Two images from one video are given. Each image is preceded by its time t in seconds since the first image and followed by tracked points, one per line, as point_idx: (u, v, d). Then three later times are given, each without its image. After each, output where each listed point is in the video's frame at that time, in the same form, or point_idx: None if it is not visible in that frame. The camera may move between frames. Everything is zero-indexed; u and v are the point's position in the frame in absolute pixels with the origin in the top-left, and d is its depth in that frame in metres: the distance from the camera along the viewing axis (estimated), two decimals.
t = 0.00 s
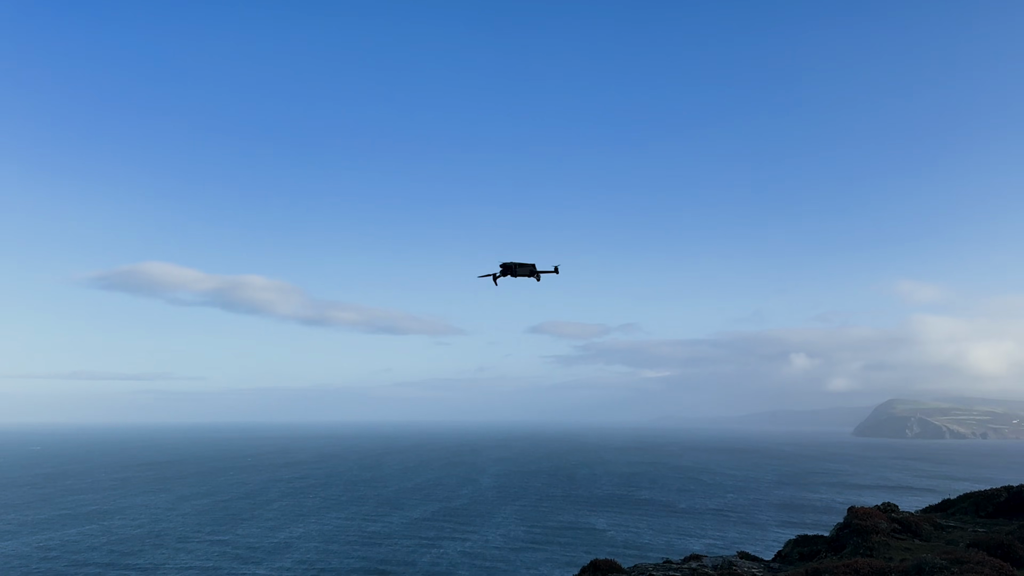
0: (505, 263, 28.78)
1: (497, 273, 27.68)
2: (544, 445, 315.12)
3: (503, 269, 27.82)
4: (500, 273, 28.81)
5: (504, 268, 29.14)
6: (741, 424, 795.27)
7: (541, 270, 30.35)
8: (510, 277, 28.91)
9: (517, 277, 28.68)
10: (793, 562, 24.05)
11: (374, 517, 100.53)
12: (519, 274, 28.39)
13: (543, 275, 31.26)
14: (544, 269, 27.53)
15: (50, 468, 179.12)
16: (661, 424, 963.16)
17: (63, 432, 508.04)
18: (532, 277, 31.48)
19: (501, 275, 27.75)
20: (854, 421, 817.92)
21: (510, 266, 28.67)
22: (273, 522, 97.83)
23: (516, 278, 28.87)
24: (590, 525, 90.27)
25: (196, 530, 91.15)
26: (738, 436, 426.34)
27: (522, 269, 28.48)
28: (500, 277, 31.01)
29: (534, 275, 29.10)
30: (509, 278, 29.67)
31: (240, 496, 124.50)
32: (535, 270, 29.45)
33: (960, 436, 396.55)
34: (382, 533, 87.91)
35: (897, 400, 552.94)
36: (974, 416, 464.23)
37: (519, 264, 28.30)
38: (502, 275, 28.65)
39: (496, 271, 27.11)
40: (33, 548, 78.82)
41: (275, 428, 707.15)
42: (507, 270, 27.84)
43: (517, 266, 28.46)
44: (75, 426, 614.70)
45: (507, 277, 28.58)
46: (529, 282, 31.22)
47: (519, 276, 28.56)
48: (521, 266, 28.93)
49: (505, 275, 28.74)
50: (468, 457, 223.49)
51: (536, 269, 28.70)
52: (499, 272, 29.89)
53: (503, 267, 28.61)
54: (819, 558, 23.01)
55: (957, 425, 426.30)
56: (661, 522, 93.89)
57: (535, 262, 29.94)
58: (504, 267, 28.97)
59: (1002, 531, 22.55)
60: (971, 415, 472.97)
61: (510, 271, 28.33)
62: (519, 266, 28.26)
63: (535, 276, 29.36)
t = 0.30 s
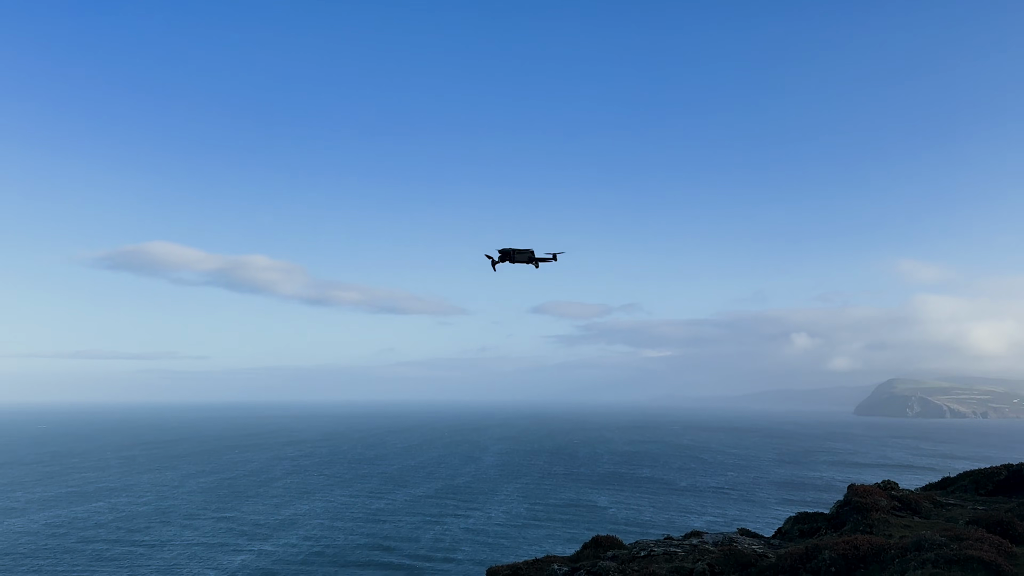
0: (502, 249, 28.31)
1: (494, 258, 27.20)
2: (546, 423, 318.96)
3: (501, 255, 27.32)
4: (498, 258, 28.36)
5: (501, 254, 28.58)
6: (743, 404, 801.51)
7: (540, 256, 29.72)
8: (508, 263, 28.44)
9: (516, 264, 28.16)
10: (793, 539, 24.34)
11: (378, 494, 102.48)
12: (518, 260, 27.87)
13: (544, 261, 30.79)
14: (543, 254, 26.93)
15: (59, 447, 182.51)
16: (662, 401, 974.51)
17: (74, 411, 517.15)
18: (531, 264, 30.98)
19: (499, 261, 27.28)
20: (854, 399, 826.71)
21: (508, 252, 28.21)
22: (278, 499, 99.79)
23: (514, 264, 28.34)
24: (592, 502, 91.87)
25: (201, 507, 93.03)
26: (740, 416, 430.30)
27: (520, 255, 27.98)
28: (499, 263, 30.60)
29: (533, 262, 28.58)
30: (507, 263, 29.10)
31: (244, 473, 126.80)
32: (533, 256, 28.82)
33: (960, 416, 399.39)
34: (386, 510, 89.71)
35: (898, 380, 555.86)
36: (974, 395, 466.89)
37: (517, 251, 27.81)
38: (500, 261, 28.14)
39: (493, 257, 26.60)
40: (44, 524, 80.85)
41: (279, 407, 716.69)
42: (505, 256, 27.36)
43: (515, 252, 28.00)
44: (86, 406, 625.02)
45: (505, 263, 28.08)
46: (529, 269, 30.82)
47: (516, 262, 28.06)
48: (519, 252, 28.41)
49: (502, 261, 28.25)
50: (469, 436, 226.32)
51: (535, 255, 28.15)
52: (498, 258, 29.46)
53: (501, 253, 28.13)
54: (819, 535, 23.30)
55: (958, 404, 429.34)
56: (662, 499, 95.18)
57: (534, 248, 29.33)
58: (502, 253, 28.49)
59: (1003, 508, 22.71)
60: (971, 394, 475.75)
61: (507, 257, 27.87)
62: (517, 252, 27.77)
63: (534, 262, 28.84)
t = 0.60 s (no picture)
0: (503, 240, 27.76)
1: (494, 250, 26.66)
2: (549, 406, 321.48)
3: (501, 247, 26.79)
4: (498, 250, 27.82)
5: (502, 246, 27.94)
6: (746, 386, 805.01)
7: (542, 248, 28.95)
8: (509, 254, 27.91)
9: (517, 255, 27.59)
10: (796, 521, 24.56)
11: (382, 476, 103.91)
12: (519, 252, 27.31)
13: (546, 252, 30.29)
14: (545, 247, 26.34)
15: (66, 430, 184.55)
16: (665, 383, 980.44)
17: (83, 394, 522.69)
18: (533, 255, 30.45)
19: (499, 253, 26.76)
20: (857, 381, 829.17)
21: (508, 243, 27.62)
22: (283, 480, 101.32)
23: (515, 256, 27.73)
24: (595, 485, 92.88)
25: (207, 488, 94.64)
26: (741, 398, 432.53)
27: (521, 246, 27.36)
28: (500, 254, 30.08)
29: (535, 254, 28.04)
30: (508, 255, 28.46)
31: (250, 455, 128.69)
32: (535, 249, 28.13)
33: (962, 399, 400.31)
34: (390, 492, 90.98)
35: (901, 362, 556.78)
36: (977, 378, 467.53)
37: (518, 242, 27.22)
38: (501, 253, 27.58)
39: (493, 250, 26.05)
40: (53, 505, 82.31)
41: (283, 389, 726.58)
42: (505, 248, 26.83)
43: (516, 244, 27.40)
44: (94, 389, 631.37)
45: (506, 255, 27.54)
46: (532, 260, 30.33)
47: (518, 254, 27.49)
48: (519, 243, 27.85)
49: (503, 252, 27.70)
50: (472, 418, 228.44)
51: (537, 247, 27.53)
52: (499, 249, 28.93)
53: (502, 245, 27.57)
54: (821, 516, 23.50)
55: (961, 387, 429.99)
56: (665, 481, 96.16)
57: (535, 240, 28.60)
58: (503, 245, 27.92)
59: (1005, 490, 22.82)
60: (975, 377, 476.31)
61: (508, 248, 27.34)
62: (518, 243, 27.24)
63: (536, 254, 28.31)
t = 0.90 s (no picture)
0: (504, 233, 27.42)
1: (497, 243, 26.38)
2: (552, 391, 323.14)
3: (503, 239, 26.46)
4: (499, 243, 27.46)
5: (505, 238, 27.67)
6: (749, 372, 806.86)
7: (544, 240, 28.69)
8: (511, 247, 27.63)
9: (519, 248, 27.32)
10: (798, 506, 24.69)
11: (387, 461, 105.13)
12: (521, 244, 26.99)
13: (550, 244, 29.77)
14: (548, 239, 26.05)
15: (74, 415, 186.72)
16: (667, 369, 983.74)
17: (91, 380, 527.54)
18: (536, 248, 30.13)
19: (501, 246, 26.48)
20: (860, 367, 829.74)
21: (510, 236, 27.32)
22: (289, 465, 102.67)
23: (518, 249, 27.46)
24: (599, 470, 93.73)
25: (213, 473, 96.01)
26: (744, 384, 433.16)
27: (523, 238, 27.08)
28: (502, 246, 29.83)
29: (537, 246, 27.80)
30: (511, 248, 28.17)
31: (256, 441, 130.23)
32: (537, 241, 27.88)
33: (966, 384, 400.43)
34: (395, 476, 92.15)
35: (905, 348, 556.52)
36: (981, 364, 467.46)
37: (520, 235, 26.91)
38: (503, 246, 27.24)
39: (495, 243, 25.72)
40: (61, 490, 83.57)
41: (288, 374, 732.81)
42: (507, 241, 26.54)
43: (518, 236, 27.13)
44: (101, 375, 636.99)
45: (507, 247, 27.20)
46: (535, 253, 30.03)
47: (520, 246, 27.20)
48: (522, 236, 27.57)
49: (505, 245, 27.35)
50: (476, 404, 229.67)
51: (539, 239, 27.26)
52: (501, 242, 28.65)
53: (504, 238, 27.22)
54: (824, 500, 23.64)
55: (965, 372, 429.89)
56: (668, 467, 96.94)
57: (538, 233, 28.31)
58: (504, 237, 27.59)
59: (1009, 475, 22.88)
60: (979, 363, 476.02)
61: (510, 241, 27.00)
62: (520, 235, 26.94)
63: (538, 246, 28.04)
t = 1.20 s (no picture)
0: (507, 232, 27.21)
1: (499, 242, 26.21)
2: (555, 380, 324.67)
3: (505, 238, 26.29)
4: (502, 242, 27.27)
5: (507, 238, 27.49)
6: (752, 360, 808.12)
7: (547, 239, 28.52)
8: (513, 246, 27.45)
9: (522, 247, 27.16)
10: (802, 492, 24.83)
11: (392, 448, 106.23)
12: (524, 243, 26.81)
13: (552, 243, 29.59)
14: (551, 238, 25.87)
15: (82, 403, 188.48)
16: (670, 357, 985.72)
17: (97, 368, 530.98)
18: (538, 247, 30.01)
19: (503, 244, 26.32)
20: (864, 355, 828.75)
21: (513, 235, 27.15)
22: (294, 452, 103.85)
23: (521, 248, 27.27)
24: (604, 458, 94.45)
25: (219, 460, 97.20)
26: (748, 373, 434.55)
27: (526, 237, 26.90)
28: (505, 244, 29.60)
29: (540, 245, 27.65)
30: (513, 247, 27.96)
31: (261, 428, 131.58)
32: (540, 240, 27.68)
33: (970, 373, 400.74)
34: (400, 463, 93.15)
35: (909, 337, 556.01)
36: (985, 352, 466.94)
37: (523, 233, 26.72)
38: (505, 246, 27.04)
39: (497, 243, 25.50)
40: (69, 477, 84.64)
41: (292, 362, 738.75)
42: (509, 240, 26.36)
43: (521, 235, 26.95)
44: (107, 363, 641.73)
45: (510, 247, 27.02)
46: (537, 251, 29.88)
47: (523, 245, 27.05)
48: (524, 235, 27.35)
49: (508, 244, 27.17)
50: (479, 392, 231.17)
51: (541, 239, 27.09)
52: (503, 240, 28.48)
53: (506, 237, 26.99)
54: (828, 487, 23.74)
55: (969, 360, 429.81)
56: (672, 454, 97.60)
57: (540, 232, 28.08)
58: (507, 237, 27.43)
59: (1013, 463, 22.87)
60: (983, 351, 475.60)
61: (513, 240, 26.82)
62: (523, 234, 26.73)
63: (541, 246, 27.88)
